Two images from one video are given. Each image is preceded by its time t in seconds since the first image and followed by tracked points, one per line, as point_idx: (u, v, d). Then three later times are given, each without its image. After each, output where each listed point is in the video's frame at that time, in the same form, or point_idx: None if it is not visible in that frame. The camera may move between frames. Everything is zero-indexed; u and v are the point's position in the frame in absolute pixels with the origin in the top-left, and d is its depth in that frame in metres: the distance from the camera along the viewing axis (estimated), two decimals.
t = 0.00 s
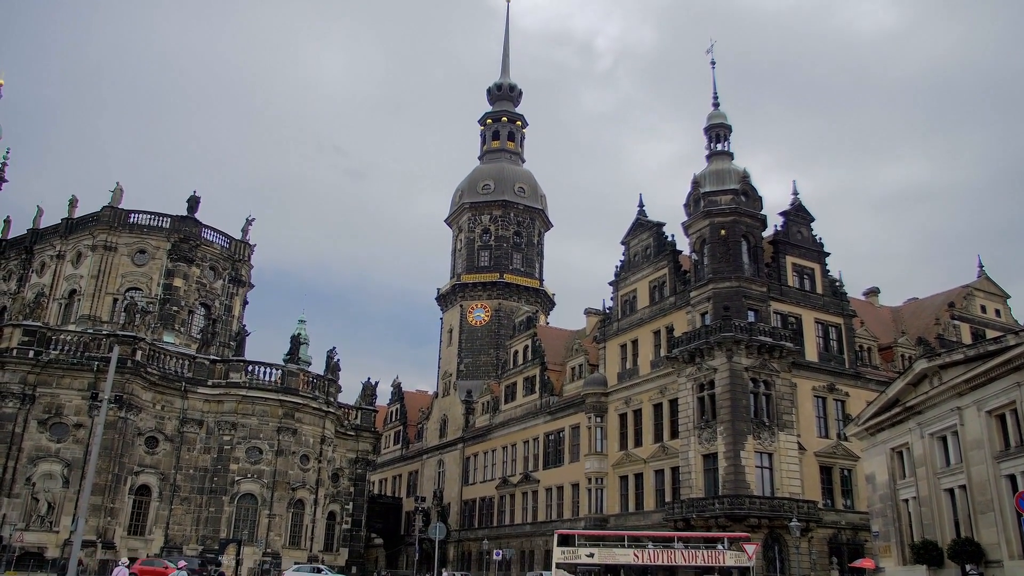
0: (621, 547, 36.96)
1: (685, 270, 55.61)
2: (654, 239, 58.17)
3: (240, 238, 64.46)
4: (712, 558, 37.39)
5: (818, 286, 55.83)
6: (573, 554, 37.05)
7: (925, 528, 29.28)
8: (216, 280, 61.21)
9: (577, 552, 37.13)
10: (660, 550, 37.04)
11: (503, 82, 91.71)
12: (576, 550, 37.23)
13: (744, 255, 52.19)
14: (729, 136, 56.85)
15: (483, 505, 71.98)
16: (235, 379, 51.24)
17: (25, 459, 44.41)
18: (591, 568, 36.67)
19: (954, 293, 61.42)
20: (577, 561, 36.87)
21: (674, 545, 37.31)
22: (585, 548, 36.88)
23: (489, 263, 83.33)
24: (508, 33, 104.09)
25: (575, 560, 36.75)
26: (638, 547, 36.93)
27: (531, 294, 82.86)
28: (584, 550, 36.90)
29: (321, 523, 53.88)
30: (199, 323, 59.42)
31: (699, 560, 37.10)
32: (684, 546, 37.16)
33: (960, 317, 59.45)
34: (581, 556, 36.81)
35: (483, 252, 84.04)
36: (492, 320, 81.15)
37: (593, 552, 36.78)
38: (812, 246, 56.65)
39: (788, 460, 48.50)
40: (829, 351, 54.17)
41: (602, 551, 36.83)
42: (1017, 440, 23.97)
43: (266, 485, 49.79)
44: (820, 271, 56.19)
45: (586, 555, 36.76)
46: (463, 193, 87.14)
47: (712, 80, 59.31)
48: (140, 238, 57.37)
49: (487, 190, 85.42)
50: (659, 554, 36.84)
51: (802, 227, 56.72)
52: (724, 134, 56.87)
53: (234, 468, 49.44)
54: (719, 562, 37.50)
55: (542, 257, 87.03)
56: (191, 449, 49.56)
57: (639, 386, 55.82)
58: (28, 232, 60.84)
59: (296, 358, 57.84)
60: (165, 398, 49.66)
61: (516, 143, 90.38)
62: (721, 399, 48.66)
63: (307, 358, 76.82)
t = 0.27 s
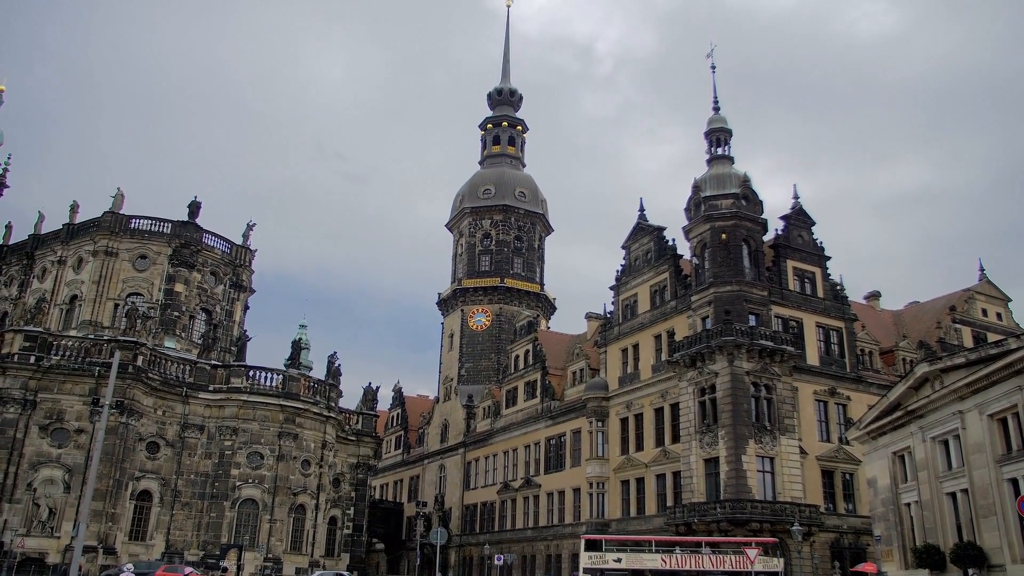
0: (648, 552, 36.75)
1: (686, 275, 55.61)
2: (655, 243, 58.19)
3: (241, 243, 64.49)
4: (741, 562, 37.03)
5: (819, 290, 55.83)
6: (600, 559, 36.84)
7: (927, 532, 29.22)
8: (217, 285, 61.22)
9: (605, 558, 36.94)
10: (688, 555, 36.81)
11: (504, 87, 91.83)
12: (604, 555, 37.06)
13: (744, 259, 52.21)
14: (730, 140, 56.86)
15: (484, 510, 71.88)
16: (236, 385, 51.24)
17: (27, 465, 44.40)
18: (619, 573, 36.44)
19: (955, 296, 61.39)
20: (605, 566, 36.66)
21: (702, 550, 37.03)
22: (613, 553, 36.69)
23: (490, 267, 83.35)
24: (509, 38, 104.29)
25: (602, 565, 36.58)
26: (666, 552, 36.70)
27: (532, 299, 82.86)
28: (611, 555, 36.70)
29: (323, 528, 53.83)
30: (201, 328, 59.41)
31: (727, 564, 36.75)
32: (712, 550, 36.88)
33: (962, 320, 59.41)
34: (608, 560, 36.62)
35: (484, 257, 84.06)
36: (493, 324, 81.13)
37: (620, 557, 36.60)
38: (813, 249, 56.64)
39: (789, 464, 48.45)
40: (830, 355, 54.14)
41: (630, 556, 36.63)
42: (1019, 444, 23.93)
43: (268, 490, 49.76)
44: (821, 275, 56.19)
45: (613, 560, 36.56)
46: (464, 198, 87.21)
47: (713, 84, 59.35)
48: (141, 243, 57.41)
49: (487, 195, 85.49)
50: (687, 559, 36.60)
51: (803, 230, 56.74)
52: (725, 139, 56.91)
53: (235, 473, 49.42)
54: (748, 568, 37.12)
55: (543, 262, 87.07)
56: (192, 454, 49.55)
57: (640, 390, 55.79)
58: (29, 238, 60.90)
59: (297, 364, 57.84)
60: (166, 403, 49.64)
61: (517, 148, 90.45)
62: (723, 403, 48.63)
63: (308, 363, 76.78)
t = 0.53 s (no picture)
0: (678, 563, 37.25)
1: (688, 284, 55.59)
2: (657, 253, 58.21)
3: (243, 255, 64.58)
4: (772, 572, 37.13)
5: (821, 299, 55.79)
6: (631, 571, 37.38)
7: (932, 542, 29.09)
8: (219, 297, 61.27)
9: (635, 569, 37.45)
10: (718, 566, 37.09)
11: (505, 98, 92.13)
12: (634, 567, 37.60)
13: (746, 269, 52.21)
14: (730, 150, 56.96)
15: (487, 521, 71.65)
16: (238, 397, 51.22)
17: (29, 477, 44.35)
18: None
19: (958, 305, 61.30)
20: None
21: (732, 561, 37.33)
22: (642, 564, 37.26)
23: (492, 278, 83.39)
24: (510, 49, 104.75)
25: None
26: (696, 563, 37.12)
27: (534, 309, 82.86)
28: (640, 567, 37.30)
29: (325, 540, 53.67)
30: (203, 339, 59.41)
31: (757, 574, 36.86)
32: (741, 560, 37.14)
33: (965, 329, 59.30)
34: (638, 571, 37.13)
35: (486, 268, 84.12)
36: (495, 335, 81.10)
37: (649, 569, 37.19)
38: (815, 259, 56.64)
39: (793, 474, 48.30)
40: (833, 364, 54.04)
41: (659, 567, 37.16)
42: (1023, 454, 23.83)
43: (270, 502, 49.66)
44: (823, 284, 56.16)
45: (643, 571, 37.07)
46: (465, 208, 87.35)
47: (714, 94, 59.51)
48: (143, 255, 57.51)
49: (489, 206, 85.63)
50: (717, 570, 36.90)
51: (804, 240, 56.77)
52: (726, 149, 56.99)
53: (237, 485, 49.34)
54: None
55: (545, 272, 87.12)
56: (194, 466, 49.46)
57: (643, 400, 55.70)
58: (32, 250, 61.03)
59: (299, 375, 57.81)
60: (168, 415, 49.57)
61: (518, 159, 90.69)
62: (725, 413, 48.53)
63: (311, 374, 76.75)
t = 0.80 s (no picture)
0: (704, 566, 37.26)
1: (689, 288, 55.59)
2: (658, 257, 58.23)
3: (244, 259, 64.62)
4: None
5: (823, 303, 55.76)
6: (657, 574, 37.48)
7: (934, 545, 29.03)
8: (220, 301, 61.29)
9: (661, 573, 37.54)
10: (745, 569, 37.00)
11: (507, 102, 92.27)
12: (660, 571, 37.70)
13: (748, 272, 52.21)
14: (732, 153, 57.00)
15: (488, 525, 71.56)
16: (239, 401, 51.24)
17: (30, 481, 44.33)
18: None
19: (959, 308, 61.25)
20: None
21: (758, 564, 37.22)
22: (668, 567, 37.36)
23: (494, 281, 83.41)
24: (511, 53, 104.94)
25: None
26: (722, 567, 37.08)
27: (535, 313, 82.84)
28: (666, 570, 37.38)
29: (326, 544, 53.61)
30: (204, 343, 59.40)
31: None
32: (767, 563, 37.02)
33: (966, 332, 59.24)
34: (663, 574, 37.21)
35: (487, 271, 84.15)
36: (496, 339, 81.08)
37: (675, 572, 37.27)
38: (816, 262, 56.63)
39: (795, 478, 48.23)
40: (834, 367, 53.99)
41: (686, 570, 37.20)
42: None
43: (271, 506, 49.64)
44: (825, 287, 56.14)
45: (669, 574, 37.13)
46: (467, 212, 87.42)
47: (714, 98, 59.58)
48: (145, 259, 57.57)
49: (490, 210, 85.69)
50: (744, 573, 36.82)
51: (806, 243, 56.78)
52: (727, 152, 57.03)
53: (238, 489, 49.34)
54: None
55: (546, 276, 87.14)
56: (195, 470, 49.44)
57: (644, 404, 55.66)
58: (33, 254, 61.10)
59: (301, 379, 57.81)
60: (170, 419, 49.55)
61: (519, 163, 90.78)
62: (727, 416, 48.50)
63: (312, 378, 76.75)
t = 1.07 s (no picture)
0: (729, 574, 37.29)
1: (689, 292, 55.58)
2: (658, 261, 58.23)
3: (245, 263, 64.62)
4: None
5: (823, 308, 55.74)
6: None
7: (935, 551, 28.98)
8: (221, 305, 61.29)
9: None
10: None
11: (507, 107, 92.43)
12: None
13: (748, 277, 52.21)
14: (732, 158, 57.03)
15: (489, 530, 71.45)
16: (240, 405, 51.22)
17: (29, 485, 44.29)
18: None
19: (960, 313, 61.22)
20: None
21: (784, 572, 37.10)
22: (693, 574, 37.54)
23: (494, 286, 83.42)
24: (511, 58, 105.13)
25: None
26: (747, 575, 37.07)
27: (535, 317, 82.81)
28: None
29: (326, 549, 53.58)
30: (205, 347, 59.35)
31: None
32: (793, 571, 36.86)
33: (967, 337, 59.19)
34: None
35: (487, 276, 84.16)
36: (497, 343, 81.04)
37: None
38: (816, 267, 56.61)
39: (795, 483, 48.13)
40: (835, 372, 53.94)
41: None
42: None
43: (271, 511, 49.61)
44: (825, 292, 56.13)
45: None
46: (467, 217, 87.48)
47: (715, 102, 59.63)
48: (145, 263, 57.57)
49: (491, 214, 85.78)
50: None
51: (806, 248, 56.77)
52: (727, 157, 57.07)
53: (238, 494, 49.31)
54: None
55: (547, 281, 87.16)
56: (195, 474, 49.39)
57: (645, 409, 55.62)
58: (34, 258, 61.13)
59: (301, 383, 57.80)
60: (169, 423, 49.51)
61: (520, 168, 90.88)
62: (727, 421, 48.45)
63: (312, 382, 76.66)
